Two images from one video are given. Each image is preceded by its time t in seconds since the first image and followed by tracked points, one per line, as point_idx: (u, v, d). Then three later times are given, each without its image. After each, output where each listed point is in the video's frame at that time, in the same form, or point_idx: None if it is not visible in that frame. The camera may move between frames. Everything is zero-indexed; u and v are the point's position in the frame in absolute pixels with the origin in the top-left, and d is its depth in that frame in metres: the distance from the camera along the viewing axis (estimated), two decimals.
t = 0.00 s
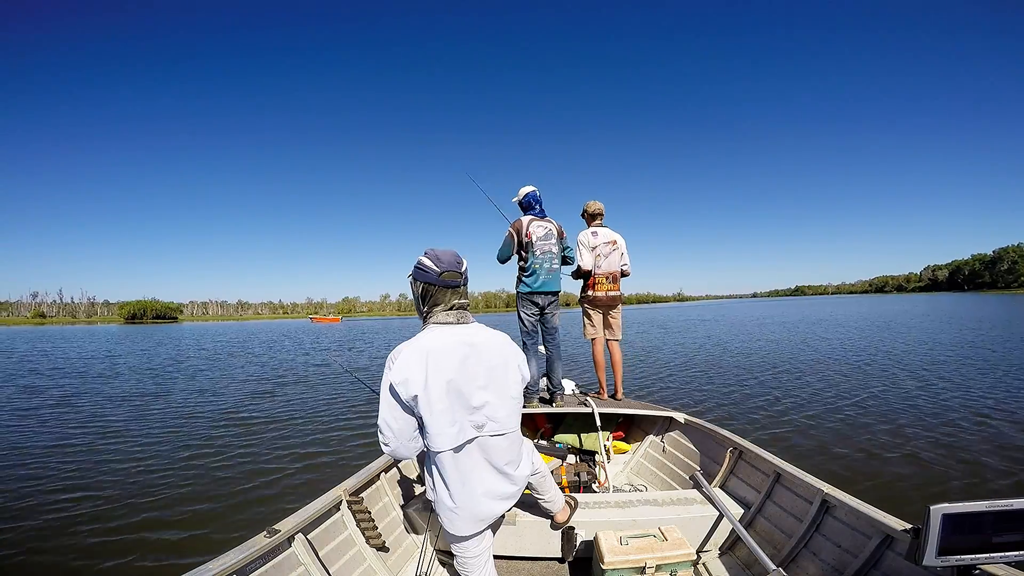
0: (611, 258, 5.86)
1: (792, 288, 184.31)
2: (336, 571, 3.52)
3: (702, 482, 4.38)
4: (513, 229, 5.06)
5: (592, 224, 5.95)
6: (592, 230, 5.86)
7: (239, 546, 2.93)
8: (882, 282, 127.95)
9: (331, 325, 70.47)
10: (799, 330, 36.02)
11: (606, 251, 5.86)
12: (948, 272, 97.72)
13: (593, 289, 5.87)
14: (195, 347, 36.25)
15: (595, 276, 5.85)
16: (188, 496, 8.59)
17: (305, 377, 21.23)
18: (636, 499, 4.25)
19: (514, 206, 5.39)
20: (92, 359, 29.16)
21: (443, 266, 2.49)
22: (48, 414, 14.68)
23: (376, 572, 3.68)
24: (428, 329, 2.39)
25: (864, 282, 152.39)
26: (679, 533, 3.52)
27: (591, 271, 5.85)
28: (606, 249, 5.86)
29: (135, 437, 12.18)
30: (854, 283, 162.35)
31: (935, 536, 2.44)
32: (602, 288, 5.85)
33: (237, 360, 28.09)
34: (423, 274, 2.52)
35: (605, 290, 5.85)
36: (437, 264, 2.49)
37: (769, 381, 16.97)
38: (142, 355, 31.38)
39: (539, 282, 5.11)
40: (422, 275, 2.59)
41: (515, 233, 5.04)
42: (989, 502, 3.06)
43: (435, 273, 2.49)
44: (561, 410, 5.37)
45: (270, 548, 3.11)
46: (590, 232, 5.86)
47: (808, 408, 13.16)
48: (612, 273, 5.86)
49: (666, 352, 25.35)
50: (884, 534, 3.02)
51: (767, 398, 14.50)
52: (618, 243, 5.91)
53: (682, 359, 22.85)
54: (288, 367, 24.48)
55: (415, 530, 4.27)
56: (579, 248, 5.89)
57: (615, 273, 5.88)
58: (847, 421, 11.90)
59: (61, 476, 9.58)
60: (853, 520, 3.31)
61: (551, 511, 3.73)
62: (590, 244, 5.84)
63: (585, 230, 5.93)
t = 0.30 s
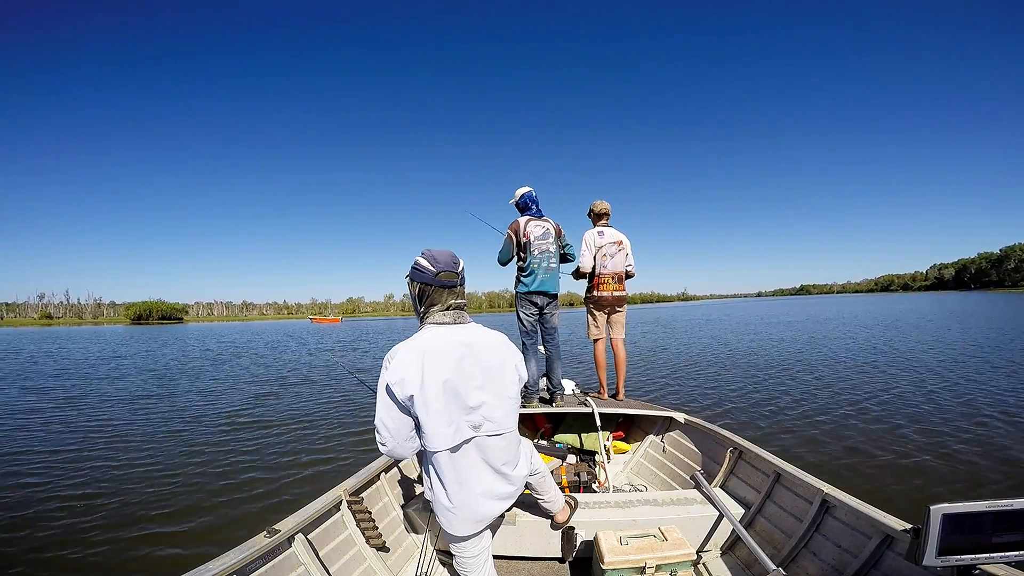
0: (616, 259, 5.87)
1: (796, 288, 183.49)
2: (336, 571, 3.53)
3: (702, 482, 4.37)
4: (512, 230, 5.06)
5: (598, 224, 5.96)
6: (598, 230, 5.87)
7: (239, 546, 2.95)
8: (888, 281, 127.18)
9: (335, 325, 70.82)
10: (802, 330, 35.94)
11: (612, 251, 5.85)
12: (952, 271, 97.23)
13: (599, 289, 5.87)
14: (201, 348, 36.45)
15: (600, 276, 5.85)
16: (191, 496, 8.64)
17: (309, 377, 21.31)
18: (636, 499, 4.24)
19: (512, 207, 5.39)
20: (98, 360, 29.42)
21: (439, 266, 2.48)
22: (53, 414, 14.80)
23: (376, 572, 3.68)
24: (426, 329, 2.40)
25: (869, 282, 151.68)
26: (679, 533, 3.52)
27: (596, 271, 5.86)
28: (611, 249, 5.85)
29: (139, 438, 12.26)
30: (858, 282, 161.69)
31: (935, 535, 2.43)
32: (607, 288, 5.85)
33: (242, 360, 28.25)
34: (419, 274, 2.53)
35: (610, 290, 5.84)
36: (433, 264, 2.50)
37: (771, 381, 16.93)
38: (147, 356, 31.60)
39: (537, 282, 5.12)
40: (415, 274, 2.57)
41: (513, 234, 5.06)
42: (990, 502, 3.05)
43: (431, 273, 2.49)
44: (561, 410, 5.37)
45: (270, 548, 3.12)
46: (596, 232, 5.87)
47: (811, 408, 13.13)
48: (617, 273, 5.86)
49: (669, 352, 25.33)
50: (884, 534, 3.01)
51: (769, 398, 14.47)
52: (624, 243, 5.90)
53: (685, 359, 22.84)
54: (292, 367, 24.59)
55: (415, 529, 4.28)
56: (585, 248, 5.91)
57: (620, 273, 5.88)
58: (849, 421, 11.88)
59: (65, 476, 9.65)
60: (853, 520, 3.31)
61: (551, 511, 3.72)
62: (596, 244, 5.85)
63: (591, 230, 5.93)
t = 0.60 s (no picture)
0: (618, 257, 5.84)
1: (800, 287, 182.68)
2: (336, 570, 3.54)
3: (703, 482, 4.36)
4: (511, 229, 5.07)
5: (600, 224, 5.97)
6: (599, 230, 5.88)
7: (239, 546, 2.95)
8: (892, 279, 126.43)
9: (338, 326, 70.97)
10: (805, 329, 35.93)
11: (613, 249, 5.84)
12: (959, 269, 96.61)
13: (603, 289, 5.88)
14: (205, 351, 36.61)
15: (603, 275, 5.85)
16: (194, 498, 8.67)
17: (311, 379, 21.35)
18: (636, 499, 4.24)
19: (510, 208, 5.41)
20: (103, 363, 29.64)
21: (434, 267, 2.50)
22: (57, 417, 14.89)
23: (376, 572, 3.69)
24: (423, 330, 2.40)
25: (873, 279, 150.98)
26: (679, 533, 3.52)
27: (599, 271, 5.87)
28: (612, 248, 5.84)
29: (142, 439, 12.32)
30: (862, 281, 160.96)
31: (934, 535, 2.43)
32: (610, 287, 5.84)
33: (245, 362, 28.33)
34: (415, 275, 2.54)
35: (614, 288, 5.83)
36: (428, 265, 2.51)
37: (775, 381, 16.86)
38: (152, 359, 31.73)
39: (535, 282, 5.12)
40: (412, 275, 2.58)
41: (511, 235, 5.07)
42: (990, 501, 3.03)
43: (426, 273, 2.50)
44: (561, 410, 5.37)
45: (270, 549, 3.13)
46: (596, 232, 5.90)
47: (814, 408, 13.07)
48: (621, 272, 5.83)
49: (672, 352, 25.28)
50: (885, 534, 2.99)
51: (772, 397, 14.45)
52: (625, 242, 5.88)
53: (687, 359, 22.79)
54: (295, 368, 24.64)
55: (415, 529, 4.29)
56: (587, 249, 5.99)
57: (623, 271, 5.84)
58: (852, 420, 11.82)
59: (69, 478, 9.70)
60: (853, 520, 3.30)
61: (551, 511, 3.72)
62: (596, 243, 5.87)
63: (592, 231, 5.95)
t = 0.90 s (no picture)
0: (618, 257, 5.83)
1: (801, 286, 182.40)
2: (336, 571, 3.54)
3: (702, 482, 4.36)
4: (511, 230, 5.08)
5: (599, 225, 5.98)
6: (597, 231, 5.90)
7: (239, 546, 2.95)
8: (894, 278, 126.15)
9: (341, 327, 71.07)
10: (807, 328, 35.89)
11: (611, 250, 5.84)
12: (961, 268, 96.44)
13: (603, 289, 5.88)
14: (207, 352, 36.72)
15: (603, 275, 5.86)
16: (195, 500, 8.67)
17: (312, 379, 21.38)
18: (636, 499, 4.24)
19: (509, 209, 5.42)
20: (107, 364, 29.75)
21: (432, 266, 2.50)
22: (59, 419, 14.93)
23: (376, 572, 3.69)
24: (422, 330, 2.41)
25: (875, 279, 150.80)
26: (679, 533, 3.51)
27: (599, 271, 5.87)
28: (612, 248, 5.84)
29: (144, 441, 12.36)
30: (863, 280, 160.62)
31: (935, 535, 2.42)
32: (610, 287, 5.84)
33: (247, 363, 28.41)
34: (415, 275, 2.54)
35: (615, 289, 5.82)
36: (428, 265, 2.51)
37: (775, 381, 16.86)
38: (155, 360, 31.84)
39: (535, 283, 5.12)
40: (411, 275, 2.59)
41: (511, 235, 5.07)
42: (991, 501, 3.03)
43: (424, 273, 2.51)
44: (561, 410, 5.38)
45: (270, 549, 3.13)
46: (596, 232, 5.92)
47: (814, 408, 13.07)
48: (621, 272, 5.82)
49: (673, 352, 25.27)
50: (884, 534, 2.99)
51: (773, 397, 14.44)
52: (625, 242, 5.87)
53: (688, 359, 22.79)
54: (296, 369, 24.68)
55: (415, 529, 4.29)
56: (587, 250, 6.02)
57: (623, 270, 5.83)
58: (853, 420, 11.81)
59: (70, 480, 9.73)
60: (853, 520, 3.30)
61: (551, 511, 3.72)
62: (595, 244, 5.89)
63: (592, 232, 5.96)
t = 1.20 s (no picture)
0: (619, 258, 5.83)
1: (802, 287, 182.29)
2: (336, 571, 3.54)
3: (702, 482, 4.37)
4: (511, 230, 5.08)
5: (600, 225, 5.99)
6: (598, 232, 5.89)
7: (239, 546, 2.95)
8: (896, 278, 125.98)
9: (343, 327, 71.19)
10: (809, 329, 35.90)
11: (611, 250, 5.84)
12: (963, 268, 96.36)
13: (604, 290, 5.87)
14: (210, 352, 36.79)
15: (603, 276, 5.86)
16: (195, 499, 8.68)
17: (314, 379, 21.40)
18: (636, 499, 4.24)
19: (510, 209, 5.41)
20: (110, 364, 29.81)
21: (436, 267, 2.49)
22: (61, 418, 14.97)
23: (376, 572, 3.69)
24: (425, 330, 2.40)
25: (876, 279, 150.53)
26: (679, 533, 3.51)
27: (599, 272, 5.87)
28: (612, 249, 5.84)
29: (146, 440, 12.38)
30: (864, 281, 160.41)
31: (934, 535, 2.42)
32: (610, 288, 5.84)
33: (249, 363, 28.44)
34: (419, 274, 2.54)
35: (615, 289, 5.82)
36: (431, 264, 2.51)
37: (776, 381, 16.83)
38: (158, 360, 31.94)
39: (536, 282, 5.12)
40: (414, 274, 2.58)
41: (512, 235, 5.08)
42: (991, 500, 3.03)
43: (428, 274, 2.51)
44: (561, 410, 5.38)
45: (270, 549, 3.14)
46: (596, 232, 5.92)
47: (815, 408, 13.07)
48: (622, 272, 5.82)
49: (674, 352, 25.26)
50: (885, 534, 2.99)
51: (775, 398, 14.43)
52: (625, 243, 5.87)
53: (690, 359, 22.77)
54: (298, 369, 24.71)
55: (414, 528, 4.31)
56: (587, 251, 6.03)
57: (623, 271, 5.83)
58: (853, 421, 11.79)
59: (71, 479, 9.74)
60: (853, 520, 3.30)
61: (551, 511, 3.72)
62: (595, 244, 5.90)
63: (593, 232, 5.96)
